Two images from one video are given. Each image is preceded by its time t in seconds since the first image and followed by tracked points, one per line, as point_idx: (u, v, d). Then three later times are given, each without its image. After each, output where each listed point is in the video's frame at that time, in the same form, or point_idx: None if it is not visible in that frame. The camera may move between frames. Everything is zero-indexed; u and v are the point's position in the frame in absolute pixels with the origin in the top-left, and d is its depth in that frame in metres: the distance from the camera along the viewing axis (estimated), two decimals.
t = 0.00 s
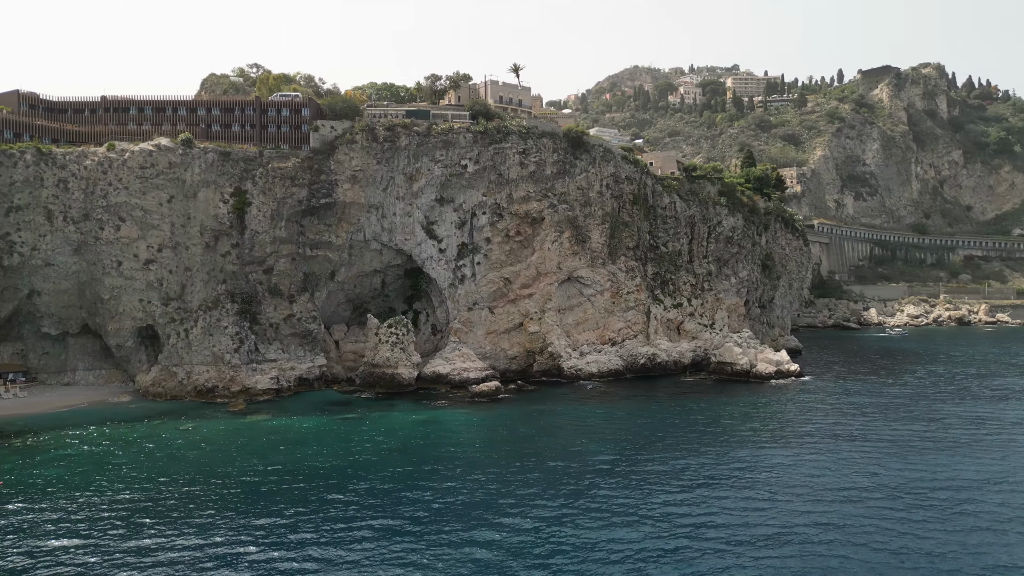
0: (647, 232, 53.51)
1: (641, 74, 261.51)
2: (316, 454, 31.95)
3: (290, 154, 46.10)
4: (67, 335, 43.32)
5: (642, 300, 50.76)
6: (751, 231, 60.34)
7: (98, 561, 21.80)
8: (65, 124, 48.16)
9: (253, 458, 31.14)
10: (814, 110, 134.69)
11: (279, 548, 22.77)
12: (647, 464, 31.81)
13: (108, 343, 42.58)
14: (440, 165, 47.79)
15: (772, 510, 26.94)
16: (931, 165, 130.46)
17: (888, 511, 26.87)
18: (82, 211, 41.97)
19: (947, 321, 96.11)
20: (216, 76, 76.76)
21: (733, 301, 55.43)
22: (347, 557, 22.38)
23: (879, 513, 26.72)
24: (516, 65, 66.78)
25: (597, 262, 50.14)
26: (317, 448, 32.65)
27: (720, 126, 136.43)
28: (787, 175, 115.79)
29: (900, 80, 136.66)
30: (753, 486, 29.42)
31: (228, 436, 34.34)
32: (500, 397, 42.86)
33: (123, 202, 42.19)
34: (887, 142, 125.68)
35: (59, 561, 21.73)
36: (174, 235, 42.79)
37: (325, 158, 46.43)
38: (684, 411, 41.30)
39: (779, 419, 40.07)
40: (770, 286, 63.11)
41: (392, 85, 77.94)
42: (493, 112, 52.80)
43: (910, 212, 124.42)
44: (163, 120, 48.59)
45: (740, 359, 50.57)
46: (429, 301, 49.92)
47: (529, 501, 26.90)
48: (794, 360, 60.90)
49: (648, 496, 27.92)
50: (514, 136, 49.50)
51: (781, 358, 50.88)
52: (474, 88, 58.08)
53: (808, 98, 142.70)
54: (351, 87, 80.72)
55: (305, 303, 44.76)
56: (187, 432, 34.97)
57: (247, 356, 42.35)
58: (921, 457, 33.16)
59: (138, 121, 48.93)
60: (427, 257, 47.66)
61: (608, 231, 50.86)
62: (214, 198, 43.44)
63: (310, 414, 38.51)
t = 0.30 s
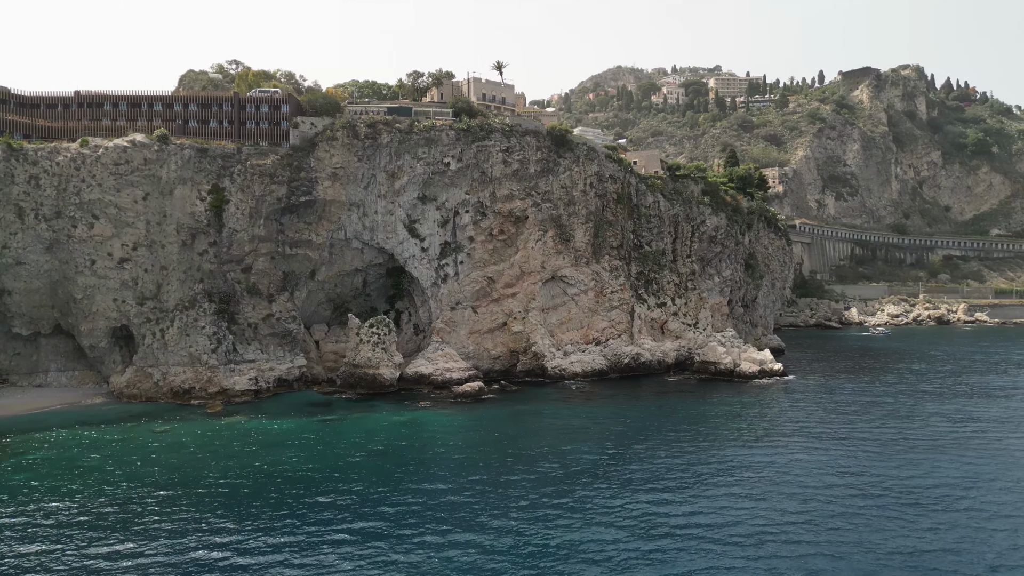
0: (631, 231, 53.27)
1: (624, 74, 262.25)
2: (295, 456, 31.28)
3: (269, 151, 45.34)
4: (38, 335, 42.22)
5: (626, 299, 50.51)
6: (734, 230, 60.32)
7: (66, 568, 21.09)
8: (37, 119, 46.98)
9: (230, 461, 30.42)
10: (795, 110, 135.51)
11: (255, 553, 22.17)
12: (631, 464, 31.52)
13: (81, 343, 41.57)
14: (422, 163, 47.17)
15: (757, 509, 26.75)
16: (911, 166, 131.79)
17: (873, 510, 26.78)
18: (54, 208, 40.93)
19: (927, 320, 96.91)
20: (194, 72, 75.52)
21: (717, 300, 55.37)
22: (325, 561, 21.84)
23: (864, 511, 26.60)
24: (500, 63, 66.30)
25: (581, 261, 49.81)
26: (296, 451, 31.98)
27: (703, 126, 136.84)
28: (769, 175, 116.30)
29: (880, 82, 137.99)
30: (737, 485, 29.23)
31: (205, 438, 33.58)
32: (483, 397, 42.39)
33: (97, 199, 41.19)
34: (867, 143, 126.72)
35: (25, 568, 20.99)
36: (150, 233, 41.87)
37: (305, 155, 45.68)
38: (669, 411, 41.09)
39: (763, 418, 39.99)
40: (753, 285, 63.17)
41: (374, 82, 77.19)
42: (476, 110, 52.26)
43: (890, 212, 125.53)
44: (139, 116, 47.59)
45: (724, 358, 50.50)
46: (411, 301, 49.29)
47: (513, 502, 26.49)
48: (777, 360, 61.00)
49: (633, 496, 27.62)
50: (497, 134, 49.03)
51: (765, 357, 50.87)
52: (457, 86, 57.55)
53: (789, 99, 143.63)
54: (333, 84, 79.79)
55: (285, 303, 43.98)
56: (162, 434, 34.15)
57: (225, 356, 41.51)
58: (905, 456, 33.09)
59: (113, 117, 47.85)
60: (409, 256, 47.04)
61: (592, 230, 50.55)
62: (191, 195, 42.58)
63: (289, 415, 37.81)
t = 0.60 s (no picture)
0: (615, 230, 53.00)
1: (608, 74, 262.80)
2: (273, 459, 30.62)
3: (247, 148, 44.58)
4: (9, 336, 41.14)
5: (610, 298, 50.25)
6: (718, 229, 60.29)
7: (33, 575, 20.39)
8: (8, 114, 45.78)
9: (205, 464, 29.71)
10: (777, 111, 136.31)
11: (230, 558, 21.58)
12: (616, 464, 31.21)
13: (53, 344, 40.55)
14: (404, 160, 46.56)
15: (742, 509, 26.54)
16: (890, 167, 133.05)
17: (857, 509, 26.67)
18: (25, 206, 39.88)
19: (907, 320, 97.71)
20: (172, 68, 74.26)
21: (700, 299, 55.26)
22: (303, 566, 21.30)
23: (849, 510, 26.48)
24: (483, 61, 65.80)
25: (565, 260, 49.50)
26: (274, 453, 31.30)
27: (686, 127, 137.21)
28: (751, 175, 116.76)
29: (860, 83, 139.19)
30: (722, 485, 29.01)
31: (181, 441, 32.81)
32: (466, 398, 41.91)
33: (70, 196, 40.20)
34: (848, 144, 127.74)
35: None
36: (125, 231, 40.95)
37: (285, 151, 44.99)
38: (653, 411, 40.86)
39: (748, 418, 39.86)
40: (736, 284, 63.22)
41: (356, 80, 76.37)
42: (459, 107, 51.73)
43: (870, 212, 126.58)
44: (114, 111, 46.58)
45: (707, 358, 50.40)
46: (394, 300, 48.65)
47: (495, 504, 26.08)
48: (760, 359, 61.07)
49: (617, 497, 27.31)
50: (480, 132, 48.55)
51: (748, 356, 50.84)
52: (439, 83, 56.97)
53: (771, 99, 144.49)
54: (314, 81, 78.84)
55: (263, 302, 43.21)
56: (136, 437, 33.33)
57: (202, 357, 40.66)
58: (889, 455, 33.03)
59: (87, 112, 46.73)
60: (391, 255, 46.42)
61: (576, 229, 50.24)
62: (167, 192, 41.70)
63: (268, 417, 37.08)
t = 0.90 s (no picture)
0: (598, 229, 52.72)
1: (590, 74, 263.32)
2: (251, 461, 29.93)
3: (225, 144, 43.78)
4: None
5: (593, 297, 49.97)
6: (701, 229, 60.26)
7: None
8: None
9: (180, 468, 28.95)
10: (759, 111, 136.93)
11: (205, 564, 20.97)
12: (600, 464, 30.88)
13: (24, 345, 39.49)
14: (386, 158, 45.91)
15: (728, 509, 26.28)
16: (870, 167, 134.22)
17: (843, 507, 26.55)
18: None
19: (886, 319, 98.53)
20: (148, 64, 72.89)
21: (684, 299, 55.18)
22: (280, 570, 20.75)
23: (833, 508, 26.35)
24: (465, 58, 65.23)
25: (548, 260, 49.13)
26: (252, 456, 30.60)
27: (669, 127, 137.54)
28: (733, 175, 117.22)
29: (840, 84, 140.28)
30: (706, 484, 28.79)
31: (155, 444, 32.01)
32: (449, 399, 41.40)
33: (41, 192, 39.16)
34: (829, 145, 128.65)
35: None
36: (98, 229, 39.98)
37: (263, 148, 44.22)
38: (637, 411, 40.63)
39: (732, 417, 39.72)
40: (719, 283, 63.26)
41: (337, 77, 75.51)
42: (441, 104, 51.17)
43: (850, 213, 127.58)
44: (87, 106, 45.51)
45: (691, 357, 50.33)
46: (375, 300, 48.00)
47: (478, 505, 25.64)
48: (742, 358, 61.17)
49: (602, 497, 26.98)
50: (463, 129, 48.04)
51: (731, 355, 50.85)
52: (421, 80, 56.36)
53: (753, 100, 145.16)
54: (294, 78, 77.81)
55: (241, 302, 42.40)
56: (109, 440, 32.46)
57: (178, 357, 39.74)
58: (872, 454, 33.02)
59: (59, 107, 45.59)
60: (372, 253, 45.78)
61: (559, 228, 49.90)
62: (142, 189, 40.79)
63: (245, 419, 36.33)
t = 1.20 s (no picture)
0: (581, 228, 52.44)
1: (573, 74, 263.53)
2: (227, 464, 29.25)
3: (201, 141, 42.91)
4: None
5: (577, 297, 49.66)
6: (684, 228, 60.23)
7: None
8: None
9: (154, 471, 28.21)
10: (740, 112, 137.51)
11: (178, 569, 20.35)
12: (583, 464, 30.55)
13: None
14: (366, 155, 45.27)
15: (713, 508, 26.05)
16: (850, 168, 135.37)
17: (827, 506, 26.44)
18: None
19: (866, 318, 99.32)
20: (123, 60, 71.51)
21: (667, 298, 55.06)
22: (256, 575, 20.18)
23: (818, 507, 26.21)
24: (447, 56, 64.67)
25: (531, 259, 48.72)
26: (228, 459, 29.90)
27: (651, 127, 137.79)
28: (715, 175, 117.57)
29: (821, 86, 141.29)
30: (690, 484, 28.56)
31: (128, 447, 31.19)
32: (431, 399, 40.89)
33: (10, 189, 38.09)
34: (809, 146, 129.50)
35: None
36: (70, 226, 38.99)
37: (241, 145, 43.41)
38: (621, 410, 40.38)
39: (715, 417, 39.59)
40: (702, 283, 63.29)
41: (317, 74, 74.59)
42: (423, 102, 50.61)
43: (831, 213, 128.54)
44: (59, 102, 44.44)
45: (674, 357, 50.22)
46: (355, 299, 47.33)
47: (459, 507, 25.21)
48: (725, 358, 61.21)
49: (586, 497, 26.66)
50: (445, 127, 47.52)
51: (715, 354, 50.81)
52: (403, 77, 55.73)
53: (735, 101, 145.75)
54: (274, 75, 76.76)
55: (218, 301, 41.57)
56: (80, 443, 31.58)
57: (152, 358, 38.82)
58: (856, 452, 33.02)
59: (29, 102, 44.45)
60: (353, 252, 45.10)
61: (542, 227, 49.53)
62: (116, 186, 39.86)
63: (222, 421, 35.58)
